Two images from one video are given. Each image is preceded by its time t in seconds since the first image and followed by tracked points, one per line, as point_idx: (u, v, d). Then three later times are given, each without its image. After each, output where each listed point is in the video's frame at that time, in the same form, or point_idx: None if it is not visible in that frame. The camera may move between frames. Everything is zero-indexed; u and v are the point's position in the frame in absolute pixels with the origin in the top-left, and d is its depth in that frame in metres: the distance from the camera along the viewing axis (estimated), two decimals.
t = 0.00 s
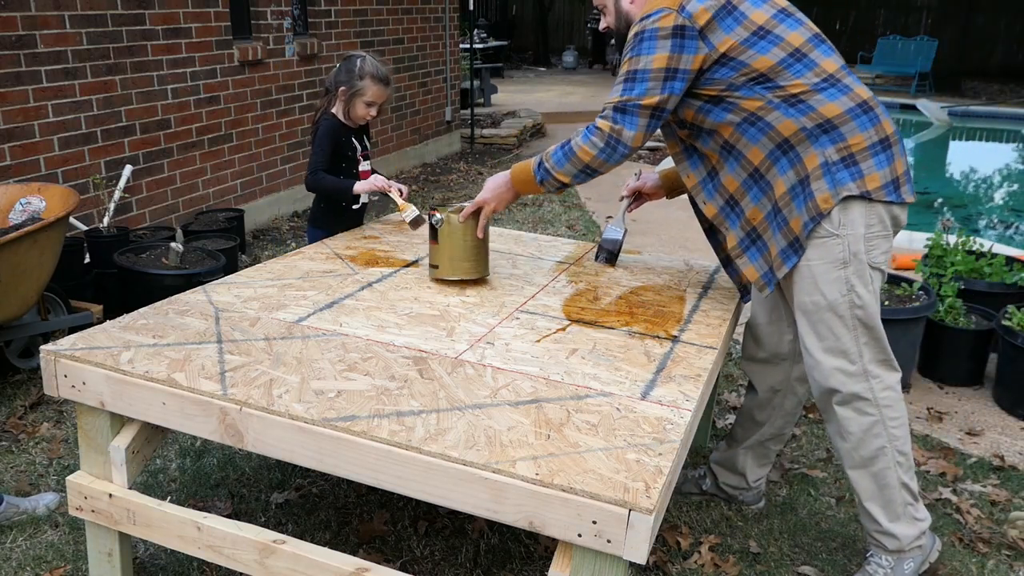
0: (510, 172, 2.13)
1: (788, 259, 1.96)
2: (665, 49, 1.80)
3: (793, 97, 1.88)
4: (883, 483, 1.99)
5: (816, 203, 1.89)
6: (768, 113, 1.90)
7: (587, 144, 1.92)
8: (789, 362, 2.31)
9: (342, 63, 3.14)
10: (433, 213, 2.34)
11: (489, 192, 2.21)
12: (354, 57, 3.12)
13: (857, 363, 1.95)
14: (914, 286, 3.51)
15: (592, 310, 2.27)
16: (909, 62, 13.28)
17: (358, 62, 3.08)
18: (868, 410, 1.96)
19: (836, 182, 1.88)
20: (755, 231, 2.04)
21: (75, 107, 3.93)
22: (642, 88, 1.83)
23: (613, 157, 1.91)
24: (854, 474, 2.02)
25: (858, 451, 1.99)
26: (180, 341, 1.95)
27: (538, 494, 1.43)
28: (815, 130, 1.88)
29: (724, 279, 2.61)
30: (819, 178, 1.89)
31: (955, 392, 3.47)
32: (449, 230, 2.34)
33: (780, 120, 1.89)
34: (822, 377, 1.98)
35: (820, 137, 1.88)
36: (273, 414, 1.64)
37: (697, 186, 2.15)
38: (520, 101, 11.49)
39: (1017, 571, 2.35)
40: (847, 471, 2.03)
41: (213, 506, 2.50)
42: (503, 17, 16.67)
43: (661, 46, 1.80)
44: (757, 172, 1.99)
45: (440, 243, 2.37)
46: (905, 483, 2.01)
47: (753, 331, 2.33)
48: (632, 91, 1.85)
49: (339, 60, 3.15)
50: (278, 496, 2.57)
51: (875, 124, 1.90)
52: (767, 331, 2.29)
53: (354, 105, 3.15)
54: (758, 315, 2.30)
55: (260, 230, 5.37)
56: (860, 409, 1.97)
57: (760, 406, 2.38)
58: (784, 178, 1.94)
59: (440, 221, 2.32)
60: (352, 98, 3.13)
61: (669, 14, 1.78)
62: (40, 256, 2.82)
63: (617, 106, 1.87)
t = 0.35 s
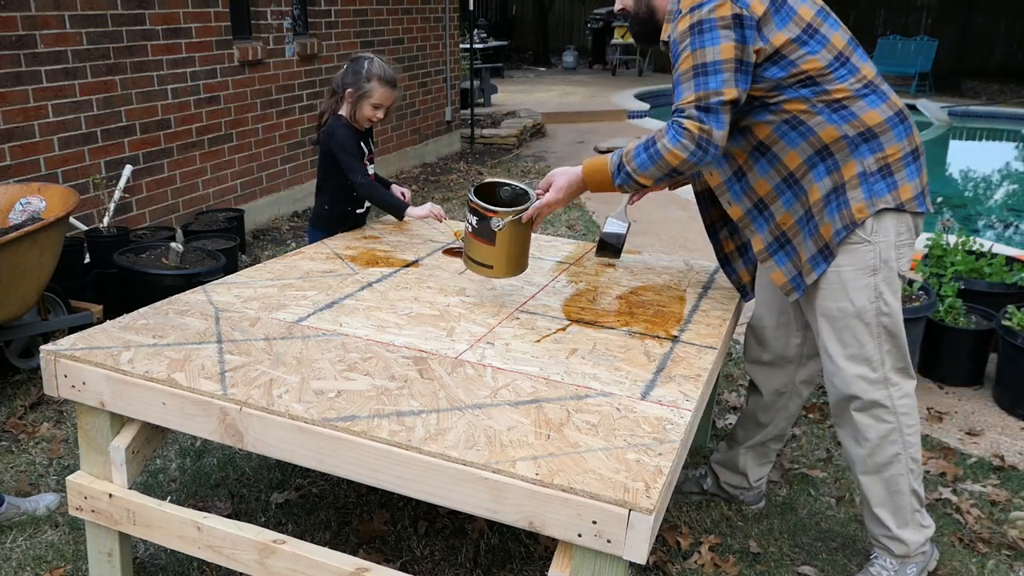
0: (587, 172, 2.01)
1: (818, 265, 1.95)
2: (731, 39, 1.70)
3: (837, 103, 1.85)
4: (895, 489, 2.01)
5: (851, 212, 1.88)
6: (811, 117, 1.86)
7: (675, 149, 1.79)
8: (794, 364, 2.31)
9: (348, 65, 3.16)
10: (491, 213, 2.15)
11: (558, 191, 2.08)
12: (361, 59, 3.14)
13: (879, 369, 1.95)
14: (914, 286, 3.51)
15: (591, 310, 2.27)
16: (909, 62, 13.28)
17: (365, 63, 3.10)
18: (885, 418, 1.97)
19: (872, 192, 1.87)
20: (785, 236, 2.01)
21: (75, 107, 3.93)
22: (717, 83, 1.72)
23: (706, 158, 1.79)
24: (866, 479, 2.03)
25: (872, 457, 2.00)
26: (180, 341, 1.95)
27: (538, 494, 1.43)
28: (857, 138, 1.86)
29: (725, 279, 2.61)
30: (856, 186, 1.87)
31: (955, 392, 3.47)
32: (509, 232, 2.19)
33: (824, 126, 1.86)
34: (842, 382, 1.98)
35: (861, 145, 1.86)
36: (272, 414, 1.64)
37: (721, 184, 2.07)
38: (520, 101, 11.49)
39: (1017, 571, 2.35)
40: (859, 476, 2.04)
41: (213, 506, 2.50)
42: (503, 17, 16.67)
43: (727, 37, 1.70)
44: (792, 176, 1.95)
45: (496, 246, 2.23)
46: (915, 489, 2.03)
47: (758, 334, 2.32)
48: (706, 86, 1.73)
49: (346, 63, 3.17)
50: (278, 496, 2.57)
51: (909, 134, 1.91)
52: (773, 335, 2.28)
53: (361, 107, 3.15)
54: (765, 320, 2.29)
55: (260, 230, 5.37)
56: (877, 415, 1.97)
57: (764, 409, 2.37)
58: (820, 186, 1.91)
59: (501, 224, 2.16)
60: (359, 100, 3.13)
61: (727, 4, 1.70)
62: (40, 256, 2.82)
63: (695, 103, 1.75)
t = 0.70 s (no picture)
0: (716, 176, 1.83)
1: (842, 277, 1.91)
2: (830, 19, 1.65)
3: (889, 112, 1.81)
4: (898, 503, 2.01)
5: (884, 226, 1.84)
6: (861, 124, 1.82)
7: (817, 132, 1.64)
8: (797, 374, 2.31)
9: (337, 68, 3.15)
10: (610, 221, 2.11)
11: (685, 197, 1.90)
12: (353, 62, 3.11)
13: (891, 388, 1.93)
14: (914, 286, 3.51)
15: (592, 310, 2.27)
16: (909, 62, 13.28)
17: (357, 68, 3.08)
18: (891, 435, 1.96)
19: (908, 209, 1.84)
20: (814, 244, 1.98)
21: (75, 107, 3.93)
22: (835, 60, 1.63)
23: (850, 136, 1.66)
24: (869, 492, 2.03)
25: (876, 472, 2.00)
26: (180, 341, 1.95)
27: (538, 494, 1.43)
28: (903, 152, 1.82)
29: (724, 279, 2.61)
30: (892, 201, 1.84)
31: (955, 392, 3.47)
32: (629, 244, 2.15)
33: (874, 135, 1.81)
34: (851, 398, 1.97)
35: (905, 160, 1.83)
36: (273, 414, 1.64)
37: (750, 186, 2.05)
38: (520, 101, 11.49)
39: (1017, 570, 2.35)
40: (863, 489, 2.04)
41: (213, 506, 2.50)
42: (504, 17, 16.67)
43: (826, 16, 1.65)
44: (831, 184, 1.91)
45: (616, 260, 2.20)
46: (917, 503, 2.03)
47: (762, 339, 2.31)
48: (827, 64, 1.63)
49: (337, 65, 3.15)
50: (278, 496, 2.57)
51: (950, 153, 1.88)
52: (778, 341, 2.28)
53: (350, 111, 3.16)
54: (771, 326, 2.28)
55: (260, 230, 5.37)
56: (883, 433, 1.97)
57: (764, 413, 2.36)
58: (857, 195, 1.86)
59: (622, 232, 2.11)
60: (349, 104, 3.13)
61: None
62: (40, 256, 2.82)
63: (822, 84, 1.64)
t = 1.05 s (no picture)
0: (815, 219, 1.72)
1: (905, 300, 1.83)
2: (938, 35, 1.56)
3: (980, 134, 1.73)
4: (916, 521, 2.00)
5: (960, 255, 1.76)
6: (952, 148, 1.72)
7: (924, 168, 1.56)
8: (820, 390, 2.29)
9: (308, 71, 3.15)
10: (701, 266, 1.80)
11: (783, 241, 1.75)
12: (322, 63, 3.13)
13: (934, 415, 1.89)
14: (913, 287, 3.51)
15: (592, 310, 2.27)
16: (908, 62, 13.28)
17: (327, 67, 3.10)
18: (921, 460, 1.94)
19: (985, 239, 1.77)
20: (886, 268, 1.86)
21: (75, 107, 3.93)
22: (944, 84, 1.55)
23: (960, 168, 1.58)
24: (889, 507, 2.01)
25: (899, 492, 1.98)
26: (180, 341, 1.95)
27: (538, 493, 1.43)
28: (988, 178, 1.75)
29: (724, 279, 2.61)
30: (970, 229, 1.76)
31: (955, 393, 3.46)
32: (724, 289, 1.82)
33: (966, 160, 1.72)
34: (894, 420, 1.93)
35: (988, 187, 1.75)
36: (273, 414, 1.64)
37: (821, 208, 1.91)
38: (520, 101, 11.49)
39: (1017, 571, 2.35)
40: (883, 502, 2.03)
41: (213, 506, 2.50)
42: (504, 17, 16.68)
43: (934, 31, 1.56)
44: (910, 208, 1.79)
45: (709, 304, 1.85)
46: (931, 522, 2.03)
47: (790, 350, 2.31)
48: (933, 88, 1.55)
49: (307, 69, 3.16)
50: (278, 496, 2.57)
51: None
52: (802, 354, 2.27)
53: (328, 111, 3.15)
54: (799, 338, 2.27)
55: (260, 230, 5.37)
56: (913, 457, 1.94)
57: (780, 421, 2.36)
58: (937, 221, 1.76)
59: (715, 278, 1.80)
60: (326, 104, 3.13)
61: None
62: (40, 256, 2.82)
63: (927, 111, 1.56)
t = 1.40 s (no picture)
0: (881, 218, 1.71)
1: (946, 300, 1.82)
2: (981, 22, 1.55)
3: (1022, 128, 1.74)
4: (930, 516, 1.99)
5: (1005, 254, 1.76)
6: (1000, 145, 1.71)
7: (992, 156, 1.55)
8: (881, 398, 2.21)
9: (321, 72, 3.14)
10: (760, 267, 1.89)
11: (846, 241, 1.76)
12: (336, 61, 3.12)
13: (966, 409, 1.88)
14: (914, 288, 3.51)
15: (592, 310, 2.27)
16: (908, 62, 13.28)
17: (343, 66, 3.09)
18: (947, 452, 1.93)
19: None
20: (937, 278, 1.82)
21: (75, 107, 3.93)
22: (997, 69, 1.54)
23: None
24: (905, 500, 2.00)
25: (919, 485, 1.97)
26: (180, 341, 1.95)
27: (538, 494, 1.43)
28: None
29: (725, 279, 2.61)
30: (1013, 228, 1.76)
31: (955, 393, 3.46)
32: (783, 291, 1.91)
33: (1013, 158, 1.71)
34: (923, 413, 1.91)
35: None
36: (272, 414, 1.64)
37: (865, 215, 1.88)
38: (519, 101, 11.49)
39: (1017, 571, 2.35)
40: (899, 496, 2.01)
41: (213, 506, 2.49)
42: (504, 17, 16.68)
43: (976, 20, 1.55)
44: (960, 214, 1.76)
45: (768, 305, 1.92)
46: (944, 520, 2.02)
47: (845, 361, 2.23)
48: (989, 74, 1.54)
49: (320, 67, 3.14)
50: (278, 496, 2.57)
51: None
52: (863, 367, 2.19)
53: (344, 111, 3.15)
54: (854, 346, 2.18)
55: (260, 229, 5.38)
56: (940, 448, 1.93)
57: (846, 437, 2.26)
58: (983, 222, 1.75)
59: (775, 279, 1.89)
60: (341, 104, 3.12)
61: None
62: (40, 256, 2.81)
63: (987, 97, 1.55)
